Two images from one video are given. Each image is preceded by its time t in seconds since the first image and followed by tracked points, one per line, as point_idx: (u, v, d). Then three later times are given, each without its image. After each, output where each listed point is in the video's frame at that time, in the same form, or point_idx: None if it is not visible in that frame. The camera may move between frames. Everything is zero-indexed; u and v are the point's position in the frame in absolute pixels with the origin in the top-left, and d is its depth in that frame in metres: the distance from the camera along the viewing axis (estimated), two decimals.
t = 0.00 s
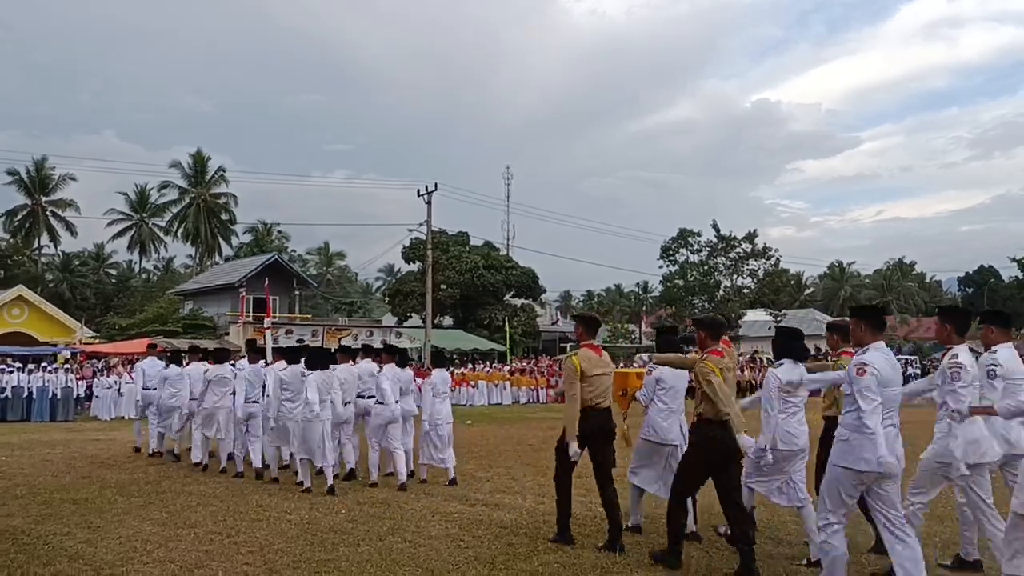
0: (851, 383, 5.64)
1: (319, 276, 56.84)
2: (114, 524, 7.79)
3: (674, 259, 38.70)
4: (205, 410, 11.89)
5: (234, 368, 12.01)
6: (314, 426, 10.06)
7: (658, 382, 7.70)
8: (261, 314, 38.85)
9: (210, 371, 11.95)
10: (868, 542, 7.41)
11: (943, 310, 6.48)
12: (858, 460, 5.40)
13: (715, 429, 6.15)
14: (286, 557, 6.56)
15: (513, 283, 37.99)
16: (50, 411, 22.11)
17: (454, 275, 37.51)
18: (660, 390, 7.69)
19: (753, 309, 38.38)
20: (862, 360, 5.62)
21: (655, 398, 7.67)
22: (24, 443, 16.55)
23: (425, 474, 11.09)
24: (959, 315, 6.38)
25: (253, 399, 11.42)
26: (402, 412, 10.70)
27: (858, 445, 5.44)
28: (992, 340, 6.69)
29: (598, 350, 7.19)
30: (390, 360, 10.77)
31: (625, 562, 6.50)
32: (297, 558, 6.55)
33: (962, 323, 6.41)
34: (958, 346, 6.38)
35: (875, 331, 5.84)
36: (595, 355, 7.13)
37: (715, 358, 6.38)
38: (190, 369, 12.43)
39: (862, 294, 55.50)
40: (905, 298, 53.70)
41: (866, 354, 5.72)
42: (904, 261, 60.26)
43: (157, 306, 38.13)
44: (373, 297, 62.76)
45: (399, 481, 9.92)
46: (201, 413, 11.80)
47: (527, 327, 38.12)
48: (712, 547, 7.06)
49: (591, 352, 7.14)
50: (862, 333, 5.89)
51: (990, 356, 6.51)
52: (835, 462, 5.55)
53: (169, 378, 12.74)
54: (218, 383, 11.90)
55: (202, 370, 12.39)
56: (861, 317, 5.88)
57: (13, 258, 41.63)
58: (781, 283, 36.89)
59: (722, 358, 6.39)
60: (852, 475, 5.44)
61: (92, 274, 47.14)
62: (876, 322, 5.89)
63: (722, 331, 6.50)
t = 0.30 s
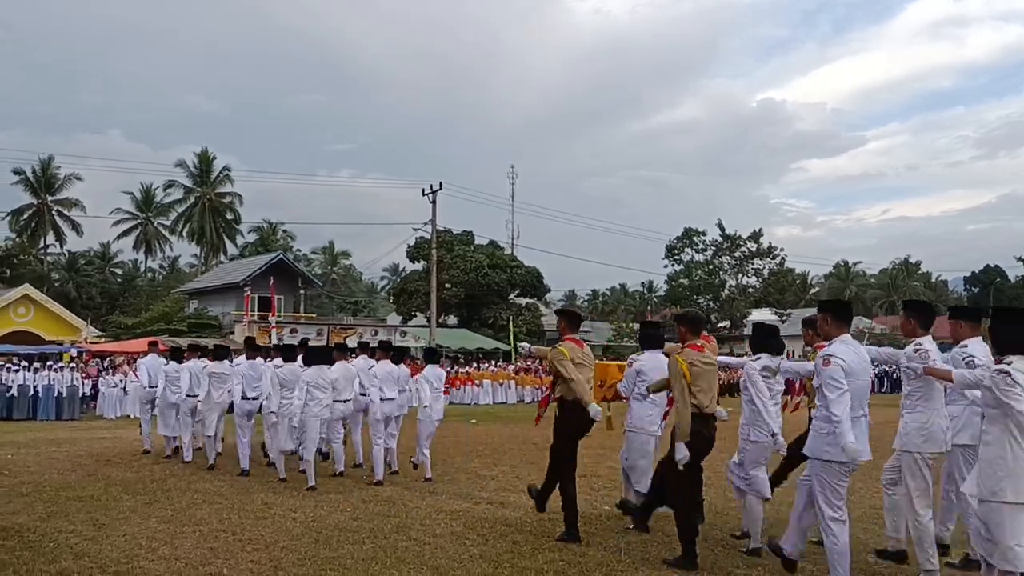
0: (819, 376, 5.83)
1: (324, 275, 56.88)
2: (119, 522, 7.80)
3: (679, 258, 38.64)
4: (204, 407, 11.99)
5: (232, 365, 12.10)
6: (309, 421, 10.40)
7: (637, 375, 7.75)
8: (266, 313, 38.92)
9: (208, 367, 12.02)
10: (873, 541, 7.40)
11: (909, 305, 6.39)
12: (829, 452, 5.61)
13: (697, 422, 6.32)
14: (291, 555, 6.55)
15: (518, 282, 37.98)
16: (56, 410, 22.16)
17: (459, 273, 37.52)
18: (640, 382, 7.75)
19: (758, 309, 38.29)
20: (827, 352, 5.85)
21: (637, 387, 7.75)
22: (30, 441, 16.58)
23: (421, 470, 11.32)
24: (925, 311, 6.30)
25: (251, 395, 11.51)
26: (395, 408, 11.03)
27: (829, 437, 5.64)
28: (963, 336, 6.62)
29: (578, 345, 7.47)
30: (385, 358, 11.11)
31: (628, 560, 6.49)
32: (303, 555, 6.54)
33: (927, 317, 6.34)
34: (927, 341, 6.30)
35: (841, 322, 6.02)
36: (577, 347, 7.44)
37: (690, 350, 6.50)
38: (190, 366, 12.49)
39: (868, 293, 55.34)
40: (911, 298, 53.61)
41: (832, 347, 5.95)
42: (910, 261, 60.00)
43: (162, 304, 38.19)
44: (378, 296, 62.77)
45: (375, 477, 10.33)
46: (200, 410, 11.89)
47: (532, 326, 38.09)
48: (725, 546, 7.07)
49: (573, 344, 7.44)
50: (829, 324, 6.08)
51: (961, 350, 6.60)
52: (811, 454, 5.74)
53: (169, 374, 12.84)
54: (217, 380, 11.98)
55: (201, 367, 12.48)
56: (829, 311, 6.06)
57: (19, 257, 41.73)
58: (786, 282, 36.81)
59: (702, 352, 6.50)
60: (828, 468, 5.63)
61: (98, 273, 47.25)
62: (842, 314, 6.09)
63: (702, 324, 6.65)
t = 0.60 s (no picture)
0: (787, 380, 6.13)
1: (329, 274, 56.92)
2: (124, 520, 7.81)
3: (684, 258, 38.57)
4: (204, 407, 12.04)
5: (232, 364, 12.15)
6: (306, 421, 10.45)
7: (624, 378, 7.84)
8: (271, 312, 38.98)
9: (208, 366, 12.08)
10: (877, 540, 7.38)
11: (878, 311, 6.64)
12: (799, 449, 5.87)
13: (667, 422, 6.52)
14: (296, 553, 6.55)
15: (522, 282, 37.99)
16: (62, 409, 22.21)
17: (465, 273, 37.51)
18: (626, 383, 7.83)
19: (763, 308, 38.21)
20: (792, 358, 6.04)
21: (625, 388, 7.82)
22: (36, 439, 16.62)
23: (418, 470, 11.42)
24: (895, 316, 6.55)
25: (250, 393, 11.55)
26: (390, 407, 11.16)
27: (798, 435, 5.91)
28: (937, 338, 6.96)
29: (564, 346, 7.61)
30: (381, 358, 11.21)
31: (630, 559, 6.47)
32: (307, 553, 6.55)
33: (899, 321, 6.60)
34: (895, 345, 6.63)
35: (811, 324, 6.11)
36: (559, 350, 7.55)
37: (659, 352, 6.78)
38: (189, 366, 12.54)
39: (873, 293, 55.16)
40: (917, 297, 53.50)
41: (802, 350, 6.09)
42: (916, 260, 59.80)
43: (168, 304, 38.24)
44: (383, 296, 62.81)
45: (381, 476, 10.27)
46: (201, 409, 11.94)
47: (537, 326, 38.05)
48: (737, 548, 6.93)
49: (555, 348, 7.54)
50: (801, 326, 6.17)
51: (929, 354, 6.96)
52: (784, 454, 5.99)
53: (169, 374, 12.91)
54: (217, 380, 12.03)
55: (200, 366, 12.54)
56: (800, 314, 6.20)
57: (26, 257, 41.87)
58: (792, 282, 36.74)
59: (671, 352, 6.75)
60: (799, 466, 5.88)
61: (104, 272, 47.38)
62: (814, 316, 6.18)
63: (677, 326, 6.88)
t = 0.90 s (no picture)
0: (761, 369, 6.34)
1: (333, 274, 56.89)
2: (128, 518, 7.83)
3: (688, 257, 38.50)
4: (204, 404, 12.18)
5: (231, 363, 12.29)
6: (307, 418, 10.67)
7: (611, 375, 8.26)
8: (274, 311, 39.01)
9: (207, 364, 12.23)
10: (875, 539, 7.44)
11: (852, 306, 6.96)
12: (764, 434, 6.07)
13: (650, 417, 6.57)
14: (299, 550, 6.56)
15: (526, 282, 37.96)
16: (66, 408, 22.25)
17: (468, 273, 37.53)
18: (613, 381, 8.25)
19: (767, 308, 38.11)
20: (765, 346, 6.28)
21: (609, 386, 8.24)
22: (39, 439, 16.63)
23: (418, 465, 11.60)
24: (868, 310, 6.73)
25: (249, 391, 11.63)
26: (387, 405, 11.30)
27: (763, 421, 6.10)
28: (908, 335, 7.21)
29: (550, 342, 7.89)
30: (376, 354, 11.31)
31: (630, 555, 6.48)
32: (310, 551, 6.55)
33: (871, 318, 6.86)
34: (867, 339, 6.87)
35: (785, 318, 6.34)
36: (544, 345, 7.80)
37: (641, 348, 6.79)
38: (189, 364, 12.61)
39: (877, 293, 54.99)
40: (921, 297, 53.36)
41: (776, 342, 6.31)
42: (919, 260, 59.67)
43: (171, 303, 38.24)
44: (387, 296, 62.82)
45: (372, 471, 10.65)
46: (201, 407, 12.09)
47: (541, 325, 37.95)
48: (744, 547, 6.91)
49: (540, 343, 7.83)
50: (775, 320, 6.41)
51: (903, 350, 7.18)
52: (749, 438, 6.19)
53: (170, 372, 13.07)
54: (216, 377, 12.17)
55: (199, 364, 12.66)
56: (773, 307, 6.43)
57: (30, 256, 41.96)
58: (795, 282, 36.67)
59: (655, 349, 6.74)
60: (764, 450, 6.06)
61: (107, 272, 47.46)
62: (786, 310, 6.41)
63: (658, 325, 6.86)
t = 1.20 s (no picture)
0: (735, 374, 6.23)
1: (333, 274, 56.88)
2: (128, 516, 7.82)
3: (689, 257, 38.48)
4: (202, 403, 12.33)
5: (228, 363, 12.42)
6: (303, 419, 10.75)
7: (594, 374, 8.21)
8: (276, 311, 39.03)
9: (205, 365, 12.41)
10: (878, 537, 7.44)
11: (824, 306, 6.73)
12: (744, 436, 6.06)
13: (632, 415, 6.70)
14: (300, 549, 6.56)
15: (527, 281, 37.91)
16: (67, 407, 22.27)
17: (468, 272, 37.53)
18: (595, 380, 8.19)
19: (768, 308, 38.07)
20: (743, 350, 6.19)
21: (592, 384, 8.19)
22: (39, 437, 16.61)
23: (417, 466, 11.57)
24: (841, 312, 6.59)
25: (246, 391, 11.74)
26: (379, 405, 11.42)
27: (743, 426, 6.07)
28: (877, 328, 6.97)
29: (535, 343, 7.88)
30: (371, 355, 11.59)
31: (631, 553, 6.51)
32: (311, 549, 6.55)
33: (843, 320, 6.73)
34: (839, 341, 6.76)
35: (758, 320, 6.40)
36: (531, 347, 7.81)
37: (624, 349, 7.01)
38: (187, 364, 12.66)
39: (878, 293, 54.93)
40: (922, 297, 53.34)
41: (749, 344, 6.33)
42: (921, 260, 59.61)
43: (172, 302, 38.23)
44: (388, 295, 62.79)
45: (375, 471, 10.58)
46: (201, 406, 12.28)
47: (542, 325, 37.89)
48: (751, 546, 6.90)
49: (526, 345, 7.81)
50: (749, 324, 6.45)
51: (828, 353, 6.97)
52: (727, 441, 6.16)
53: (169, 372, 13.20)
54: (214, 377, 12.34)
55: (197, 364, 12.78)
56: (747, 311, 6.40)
57: (31, 256, 41.96)
58: (796, 282, 36.64)
59: (635, 352, 6.96)
60: (744, 452, 6.07)
61: (108, 271, 47.47)
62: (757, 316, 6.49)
63: (635, 325, 7.12)
